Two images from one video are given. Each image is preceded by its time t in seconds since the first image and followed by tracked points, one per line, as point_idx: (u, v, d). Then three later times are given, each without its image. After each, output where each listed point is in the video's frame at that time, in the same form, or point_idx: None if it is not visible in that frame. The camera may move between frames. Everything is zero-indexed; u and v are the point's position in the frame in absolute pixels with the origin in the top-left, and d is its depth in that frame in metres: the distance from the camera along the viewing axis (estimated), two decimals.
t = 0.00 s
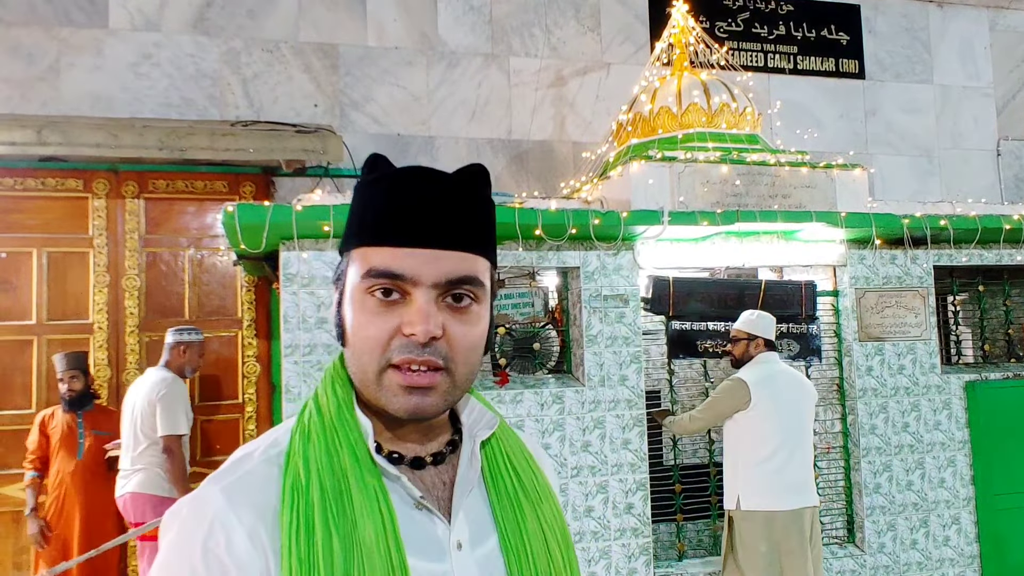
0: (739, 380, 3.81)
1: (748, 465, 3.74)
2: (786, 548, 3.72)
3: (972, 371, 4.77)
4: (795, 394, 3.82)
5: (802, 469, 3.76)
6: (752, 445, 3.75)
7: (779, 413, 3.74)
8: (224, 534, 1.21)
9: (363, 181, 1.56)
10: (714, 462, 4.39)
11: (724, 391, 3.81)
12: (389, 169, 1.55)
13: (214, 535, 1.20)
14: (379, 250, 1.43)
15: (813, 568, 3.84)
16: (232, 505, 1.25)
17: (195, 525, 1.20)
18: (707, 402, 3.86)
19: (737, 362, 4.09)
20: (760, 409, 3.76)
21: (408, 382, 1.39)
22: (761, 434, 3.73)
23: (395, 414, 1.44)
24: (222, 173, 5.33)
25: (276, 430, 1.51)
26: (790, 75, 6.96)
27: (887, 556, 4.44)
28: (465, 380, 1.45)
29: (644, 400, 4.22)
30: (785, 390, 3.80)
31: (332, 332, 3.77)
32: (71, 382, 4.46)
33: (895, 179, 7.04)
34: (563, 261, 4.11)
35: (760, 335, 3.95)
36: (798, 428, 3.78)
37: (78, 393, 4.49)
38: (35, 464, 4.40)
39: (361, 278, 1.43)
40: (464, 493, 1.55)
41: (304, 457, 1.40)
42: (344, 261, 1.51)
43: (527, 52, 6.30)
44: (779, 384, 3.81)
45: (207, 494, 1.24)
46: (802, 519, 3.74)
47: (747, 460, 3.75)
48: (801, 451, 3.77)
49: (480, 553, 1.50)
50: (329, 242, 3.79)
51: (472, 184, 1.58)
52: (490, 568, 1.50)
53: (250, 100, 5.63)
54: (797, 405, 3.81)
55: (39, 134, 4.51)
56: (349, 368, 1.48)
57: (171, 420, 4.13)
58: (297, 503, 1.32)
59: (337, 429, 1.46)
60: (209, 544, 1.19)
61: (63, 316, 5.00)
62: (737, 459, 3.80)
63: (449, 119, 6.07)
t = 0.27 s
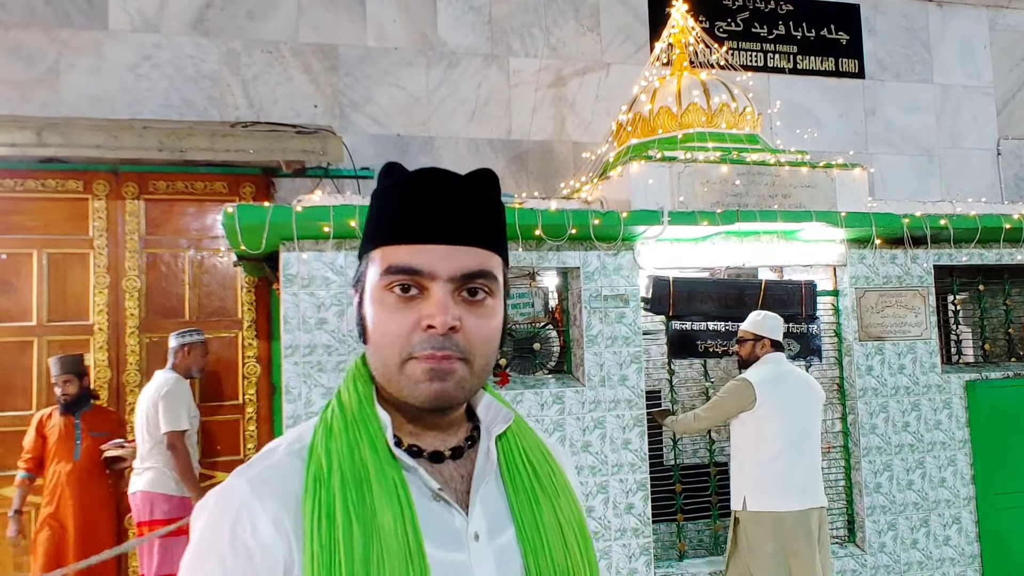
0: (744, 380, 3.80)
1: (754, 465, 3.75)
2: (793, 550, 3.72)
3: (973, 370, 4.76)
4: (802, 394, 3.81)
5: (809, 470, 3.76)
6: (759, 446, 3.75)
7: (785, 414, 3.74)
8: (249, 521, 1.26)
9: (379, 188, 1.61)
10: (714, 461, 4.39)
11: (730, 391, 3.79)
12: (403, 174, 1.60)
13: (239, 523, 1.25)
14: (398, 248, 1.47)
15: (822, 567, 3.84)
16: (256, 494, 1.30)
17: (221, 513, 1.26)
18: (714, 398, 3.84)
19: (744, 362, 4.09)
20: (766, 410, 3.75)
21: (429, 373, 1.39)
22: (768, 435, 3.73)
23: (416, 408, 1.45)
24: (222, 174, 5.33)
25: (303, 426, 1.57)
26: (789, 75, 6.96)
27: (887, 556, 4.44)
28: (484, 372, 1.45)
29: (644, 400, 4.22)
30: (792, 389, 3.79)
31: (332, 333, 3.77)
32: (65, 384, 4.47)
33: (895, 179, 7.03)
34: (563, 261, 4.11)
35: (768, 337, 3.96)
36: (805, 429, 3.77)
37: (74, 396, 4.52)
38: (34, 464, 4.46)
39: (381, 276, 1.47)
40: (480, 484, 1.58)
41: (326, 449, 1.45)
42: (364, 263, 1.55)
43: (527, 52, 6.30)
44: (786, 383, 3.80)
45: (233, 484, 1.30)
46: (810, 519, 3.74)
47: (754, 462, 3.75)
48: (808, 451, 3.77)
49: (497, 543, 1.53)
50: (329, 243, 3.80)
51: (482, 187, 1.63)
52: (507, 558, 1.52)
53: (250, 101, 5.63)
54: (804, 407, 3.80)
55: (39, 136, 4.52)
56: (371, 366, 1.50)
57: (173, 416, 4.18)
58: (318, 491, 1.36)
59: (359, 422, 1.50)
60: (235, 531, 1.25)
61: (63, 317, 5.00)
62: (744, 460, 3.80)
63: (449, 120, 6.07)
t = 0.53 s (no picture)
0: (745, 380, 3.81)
1: (756, 465, 3.75)
2: (796, 550, 3.71)
3: (973, 369, 4.76)
4: (805, 393, 3.80)
5: (811, 470, 3.75)
6: (761, 445, 3.75)
7: (788, 414, 3.74)
8: (278, 510, 1.26)
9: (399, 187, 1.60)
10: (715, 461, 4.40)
11: (732, 390, 3.80)
12: (422, 173, 1.59)
13: (267, 511, 1.25)
14: (422, 245, 1.47)
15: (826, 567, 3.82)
16: (284, 483, 1.30)
17: (249, 502, 1.25)
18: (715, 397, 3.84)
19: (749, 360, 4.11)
20: (768, 410, 3.75)
21: (455, 365, 1.41)
22: (771, 435, 3.73)
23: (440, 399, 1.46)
24: (222, 174, 5.33)
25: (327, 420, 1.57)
26: (789, 74, 6.95)
27: (888, 555, 4.44)
28: (506, 363, 1.47)
29: (644, 399, 4.22)
30: (795, 388, 3.79)
31: (332, 333, 3.77)
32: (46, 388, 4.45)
33: (896, 178, 7.03)
34: (563, 261, 4.11)
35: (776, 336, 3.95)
36: (807, 428, 3.77)
37: (53, 399, 4.49)
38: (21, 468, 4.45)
39: (406, 270, 1.47)
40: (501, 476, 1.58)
41: (351, 440, 1.45)
42: (386, 258, 1.55)
43: (526, 52, 6.30)
44: (788, 382, 3.80)
45: (261, 474, 1.30)
46: (812, 520, 3.73)
47: (756, 460, 3.75)
48: (810, 451, 3.77)
49: (517, 535, 1.52)
50: (328, 243, 3.80)
51: (498, 186, 1.62)
52: (527, 549, 1.52)
53: (250, 101, 5.62)
54: (807, 406, 3.79)
55: (39, 137, 4.52)
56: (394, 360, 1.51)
57: (174, 408, 4.30)
58: (345, 481, 1.36)
59: (382, 414, 1.51)
60: (263, 520, 1.24)
61: (64, 317, 5.00)
62: (746, 459, 3.80)
63: (449, 119, 6.06)
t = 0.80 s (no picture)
0: (745, 380, 3.79)
1: (755, 464, 3.76)
2: (795, 550, 3.71)
3: (973, 368, 4.76)
4: (806, 392, 3.80)
5: (812, 469, 3.74)
6: (762, 445, 3.75)
7: (789, 413, 3.73)
8: (299, 504, 1.35)
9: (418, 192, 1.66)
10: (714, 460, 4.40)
11: (730, 388, 3.81)
12: (439, 179, 1.65)
13: (289, 505, 1.34)
14: (441, 248, 1.53)
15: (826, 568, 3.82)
16: (305, 479, 1.39)
17: (273, 496, 1.34)
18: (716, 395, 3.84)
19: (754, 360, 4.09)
20: (769, 409, 3.75)
21: (471, 361, 1.46)
22: (770, 434, 3.73)
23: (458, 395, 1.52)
24: (221, 174, 5.33)
25: (347, 418, 1.66)
26: (789, 73, 6.95)
27: (888, 554, 4.43)
28: (521, 361, 1.53)
29: (644, 398, 4.22)
30: (795, 386, 3.79)
31: (331, 333, 3.77)
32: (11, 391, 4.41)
33: (895, 176, 7.03)
34: (563, 260, 4.11)
35: (772, 334, 3.92)
36: (808, 428, 3.76)
37: (19, 401, 4.44)
38: None
39: (425, 272, 1.53)
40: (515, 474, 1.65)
41: (369, 437, 1.54)
42: (407, 261, 1.61)
43: (526, 51, 6.30)
44: (788, 381, 3.80)
45: (284, 469, 1.39)
46: (812, 520, 3.73)
47: (756, 460, 3.76)
48: (811, 451, 3.76)
49: (531, 529, 1.60)
50: (328, 243, 3.79)
51: (512, 190, 1.67)
52: (541, 544, 1.59)
53: (249, 101, 5.62)
54: (807, 405, 3.78)
55: (38, 137, 4.52)
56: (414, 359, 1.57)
57: (176, 407, 4.31)
58: (363, 476, 1.45)
59: (399, 413, 1.59)
60: (286, 512, 1.33)
61: (63, 317, 5.01)
62: (747, 459, 3.80)
63: (449, 119, 6.06)
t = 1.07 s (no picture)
0: (741, 379, 3.78)
1: (751, 463, 3.76)
2: (790, 550, 3.72)
3: (972, 366, 4.76)
4: (802, 391, 3.79)
5: (808, 468, 3.74)
6: (758, 444, 3.75)
7: (785, 413, 3.73)
8: (311, 501, 1.37)
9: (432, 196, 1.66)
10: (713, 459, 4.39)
11: (726, 387, 3.81)
12: (454, 184, 1.65)
13: (301, 503, 1.36)
14: (451, 256, 1.53)
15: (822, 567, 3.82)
16: (318, 477, 1.41)
17: (285, 493, 1.36)
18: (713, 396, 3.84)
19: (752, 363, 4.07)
20: (765, 409, 3.74)
21: (476, 370, 1.48)
22: (767, 433, 3.73)
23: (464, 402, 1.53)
24: (220, 174, 5.33)
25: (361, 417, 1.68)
26: (787, 72, 6.95)
27: (887, 552, 4.44)
28: (527, 370, 1.53)
29: (643, 398, 4.22)
30: (791, 386, 3.78)
31: (330, 333, 3.77)
32: None
33: (893, 175, 7.03)
34: (562, 259, 4.10)
35: (764, 333, 3.91)
36: (805, 427, 3.76)
37: None
38: None
39: (433, 279, 1.54)
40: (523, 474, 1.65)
41: (381, 436, 1.56)
42: (418, 266, 1.62)
43: (524, 51, 6.29)
44: (784, 381, 3.79)
45: (297, 467, 1.41)
46: (807, 519, 3.73)
47: (753, 460, 3.76)
48: (808, 450, 3.76)
49: (539, 530, 1.60)
50: (326, 243, 3.79)
51: (526, 198, 1.67)
52: (548, 545, 1.59)
53: (248, 101, 5.62)
54: (804, 405, 3.78)
55: (37, 137, 4.52)
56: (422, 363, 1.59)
57: (177, 408, 4.31)
58: (373, 475, 1.47)
59: (411, 413, 1.60)
60: (298, 510, 1.35)
61: (62, 318, 5.00)
62: (744, 459, 3.80)
63: (447, 119, 6.06)
